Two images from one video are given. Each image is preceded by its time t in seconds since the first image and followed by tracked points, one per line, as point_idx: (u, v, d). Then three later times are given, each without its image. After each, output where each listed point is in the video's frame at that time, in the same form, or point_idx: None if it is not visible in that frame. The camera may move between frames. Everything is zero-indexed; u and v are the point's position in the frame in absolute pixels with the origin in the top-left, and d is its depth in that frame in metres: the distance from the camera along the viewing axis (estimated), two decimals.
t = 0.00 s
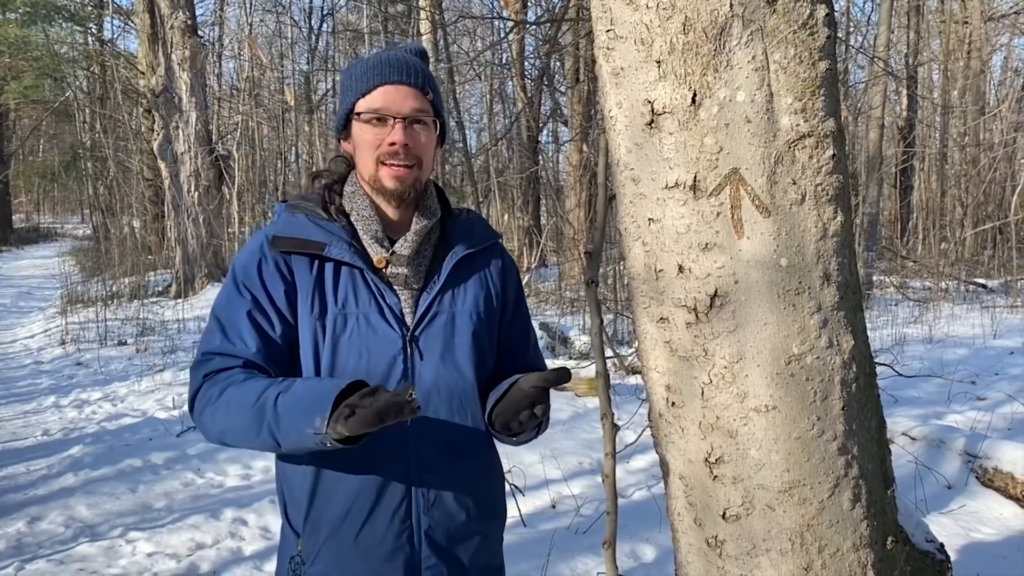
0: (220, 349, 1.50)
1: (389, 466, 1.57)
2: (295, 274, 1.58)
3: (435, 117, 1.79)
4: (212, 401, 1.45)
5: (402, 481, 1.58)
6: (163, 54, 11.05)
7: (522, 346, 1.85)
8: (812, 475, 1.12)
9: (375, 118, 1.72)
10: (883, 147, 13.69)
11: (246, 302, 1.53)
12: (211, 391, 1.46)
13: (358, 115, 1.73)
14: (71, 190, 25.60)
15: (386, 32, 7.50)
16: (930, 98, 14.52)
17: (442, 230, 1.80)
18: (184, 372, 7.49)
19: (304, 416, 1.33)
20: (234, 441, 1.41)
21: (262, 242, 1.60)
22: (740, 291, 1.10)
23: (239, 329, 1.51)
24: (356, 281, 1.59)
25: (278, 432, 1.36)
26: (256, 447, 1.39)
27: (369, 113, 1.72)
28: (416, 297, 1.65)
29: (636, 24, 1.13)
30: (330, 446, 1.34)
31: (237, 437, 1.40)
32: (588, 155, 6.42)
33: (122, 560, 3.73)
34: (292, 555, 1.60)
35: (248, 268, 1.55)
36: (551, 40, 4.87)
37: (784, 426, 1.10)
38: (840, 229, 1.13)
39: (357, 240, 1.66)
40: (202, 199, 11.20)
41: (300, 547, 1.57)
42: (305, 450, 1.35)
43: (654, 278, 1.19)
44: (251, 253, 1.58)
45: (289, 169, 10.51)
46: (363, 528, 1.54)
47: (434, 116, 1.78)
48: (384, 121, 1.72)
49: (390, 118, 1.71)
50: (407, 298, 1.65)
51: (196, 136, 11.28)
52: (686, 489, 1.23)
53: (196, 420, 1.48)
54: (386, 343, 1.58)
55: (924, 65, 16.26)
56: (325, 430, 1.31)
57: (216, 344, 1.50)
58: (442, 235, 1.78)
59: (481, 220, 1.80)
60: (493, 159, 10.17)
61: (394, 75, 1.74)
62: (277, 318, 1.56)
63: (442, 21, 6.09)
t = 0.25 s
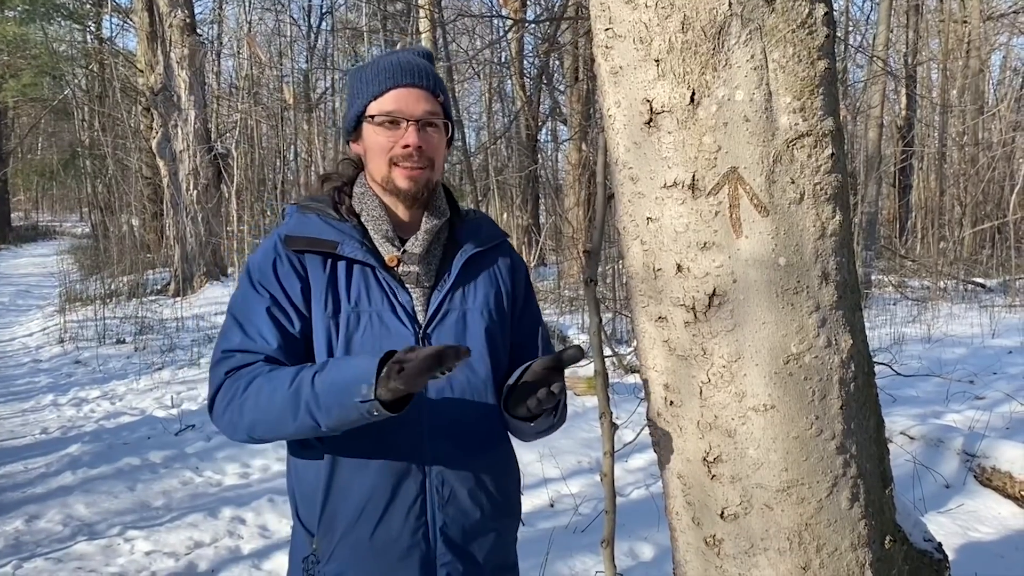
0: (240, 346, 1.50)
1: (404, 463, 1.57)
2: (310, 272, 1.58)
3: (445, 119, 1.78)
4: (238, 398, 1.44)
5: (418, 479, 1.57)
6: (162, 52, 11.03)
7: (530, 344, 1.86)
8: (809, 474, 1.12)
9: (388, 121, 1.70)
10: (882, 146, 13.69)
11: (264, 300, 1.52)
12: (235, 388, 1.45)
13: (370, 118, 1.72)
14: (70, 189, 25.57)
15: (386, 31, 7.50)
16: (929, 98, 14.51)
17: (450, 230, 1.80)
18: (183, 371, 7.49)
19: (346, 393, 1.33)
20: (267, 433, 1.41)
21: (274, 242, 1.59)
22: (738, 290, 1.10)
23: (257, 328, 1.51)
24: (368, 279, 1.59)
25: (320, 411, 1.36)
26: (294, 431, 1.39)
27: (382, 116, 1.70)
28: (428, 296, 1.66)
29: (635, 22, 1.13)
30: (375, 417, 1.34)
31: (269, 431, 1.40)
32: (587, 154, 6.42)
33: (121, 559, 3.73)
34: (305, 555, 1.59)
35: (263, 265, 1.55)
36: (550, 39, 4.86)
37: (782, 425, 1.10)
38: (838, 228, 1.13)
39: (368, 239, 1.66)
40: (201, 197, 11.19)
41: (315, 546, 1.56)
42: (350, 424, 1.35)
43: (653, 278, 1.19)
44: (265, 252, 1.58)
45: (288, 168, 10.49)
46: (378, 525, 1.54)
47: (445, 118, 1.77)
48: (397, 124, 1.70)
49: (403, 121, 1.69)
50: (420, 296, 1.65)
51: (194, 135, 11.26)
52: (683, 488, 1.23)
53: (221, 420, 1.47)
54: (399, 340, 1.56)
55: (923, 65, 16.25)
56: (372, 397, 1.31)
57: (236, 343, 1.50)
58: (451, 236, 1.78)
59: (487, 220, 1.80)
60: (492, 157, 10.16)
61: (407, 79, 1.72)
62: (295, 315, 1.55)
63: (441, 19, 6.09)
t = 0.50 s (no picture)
0: (262, 358, 1.42)
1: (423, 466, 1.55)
2: (325, 272, 1.51)
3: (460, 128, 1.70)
4: (268, 422, 1.38)
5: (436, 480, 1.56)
6: (161, 50, 11.03)
7: (526, 339, 1.87)
8: (809, 473, 1.12)
9: (410, 134, 1.60)
10: (880, 145, 13.70)
11: (283, 306, 1.45)
12: (258, 407, 1.39)
13: (390, 128, 1.60)
14: (69, 187, 25.57)
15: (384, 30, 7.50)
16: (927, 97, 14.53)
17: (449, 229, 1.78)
18: (181, 369, 7.49)
19: (393, 448, 1.33)
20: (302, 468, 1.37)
21: (285, 243, 1.51)
22: (737, 288, 1.10)
23: (274, 337, 1.44)
24: (381, 283, 1.55)
25: (361, 466, 1.35)
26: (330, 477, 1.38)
27: (404, 129, 1.60)
28: (438, 297, 1.63)
29: (635, 20, 1.13)
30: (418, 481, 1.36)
31: (302, 459, 1.36)
32: (586, 152, 6.41)
33: (119, 557, 3.73)
34: (315, 561, 1.54)
35: (279, 267, 1.48)
36: (550, 37, 4.86)
37: (782, 424, 1.10)
38: (838, 227, 1.12)
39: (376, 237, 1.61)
40: (200, 195, 11.19)
41: (330, 552, 1.52)
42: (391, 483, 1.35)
43: (651, 276, 1.19)
44: (278, 256, 1.50)
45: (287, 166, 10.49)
46: (398, 527, 1.53)
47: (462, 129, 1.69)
48: (419, 140, 1.60)
49: (426, 136, 1.60)
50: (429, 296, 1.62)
51: (193, 132, 11.26)
52: (682, 487, 1.22)
53: (240, 438, 1.41)
54: (414, 344, 1.56)
55: (921, 64, 16.26)
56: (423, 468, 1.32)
57: (255, 354, 1.42)
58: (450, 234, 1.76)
59: (481, 217, 1.80)
60: (491, 155, 10.16)
61: (430, 91, 1.61)
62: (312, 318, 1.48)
63: (441, 17, 6.09)
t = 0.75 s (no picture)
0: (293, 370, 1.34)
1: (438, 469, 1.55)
2: (338, 276, 1.45)
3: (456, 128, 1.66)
4: (314, 437, 1.33)
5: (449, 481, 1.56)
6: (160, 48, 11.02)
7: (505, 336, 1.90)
8: (810, 472, 1.12)
9: (406, 137, 1.55)
10: (879, 145, 13.69)
11: (307, 315, 1.38)
12: (299, 422, 1.32)
13: (386, 129, 1.56)
14: (69, 186, 25.55)
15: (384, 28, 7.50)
16: (927, 96, 14.53)
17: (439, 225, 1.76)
18: (180, 367, 7.48)
19: (452, 458, 1.37)
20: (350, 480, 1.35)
21: (293, 246, 1.42)
22: (738, 287, 1.10)
23: (297, 343, 1.37)
24: (389, 284, 1.53)
25: (416, 477, 1.37)
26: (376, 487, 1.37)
27: (401, 132, 1.55)
28: (439, 297, 1.63)
29: (636, 18, 1.12)
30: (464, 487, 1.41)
31: (352, 473, 1.35)
32: (585, 151, 6.41)
33: (118, 555, 3.72)
34: (321, 565, 1.48)
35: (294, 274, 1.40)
36: (550, 36, 4.86)
37: (782, 423, 1.10)
38: (839, 226, 1.12)
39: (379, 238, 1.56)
40: (199, 193, 11.18)
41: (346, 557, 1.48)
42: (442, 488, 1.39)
43: (652, 275, 1.19)
44: (288, 258, 1.41)
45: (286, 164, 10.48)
46: (414, 530, 1.52)
47: (457, 130, 1.65)
48: (415, 143, 1.56)
49: (422, 140, 1.56)
50: (431, 298, 1.61)
51: (192, 131, 11.24)
52: (683, 486, 1.22)
53: (274, 454, 1.35)
54: (420, 345, 1.56)
55: (921, 63, 16.27)
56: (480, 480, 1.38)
57: (283, 365, 1.34)
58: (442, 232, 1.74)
59: (467, 213, 1.80)
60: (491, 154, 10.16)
61: (429, 93, 1.56)
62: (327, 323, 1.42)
63: (441, 16, 6.09)
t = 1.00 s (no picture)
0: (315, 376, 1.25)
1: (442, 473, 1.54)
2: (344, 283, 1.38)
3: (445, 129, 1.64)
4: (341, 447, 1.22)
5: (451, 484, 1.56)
6: (159, 47, 11.01)
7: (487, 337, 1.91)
8: (812, 471, 1.12)
9: (389, 138, 1.55)
10: (878, 144, 13.70)
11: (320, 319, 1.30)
12: (325, 430, 1.23)
13: (370, 132, 1.55)
14: (67, 184, 25.54)
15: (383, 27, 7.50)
16: (926, 95, 14.53)
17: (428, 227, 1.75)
18: (180, 366, 7.48)
19: (475, 497, 1.20)
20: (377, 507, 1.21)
21: (294, 249, 1.35)
22: (741, 286, 1.09)
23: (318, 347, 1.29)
24: (388, 291, 1.48)
25: (437, 518, 1.19)
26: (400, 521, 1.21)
27: (383, 133, 1.55)
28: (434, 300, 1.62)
29: (638, 16, 1.12)
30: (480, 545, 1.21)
31: (377, 500, 1.20)
32: (585, 150, 6.41)
33: (117, 554, 3.72)
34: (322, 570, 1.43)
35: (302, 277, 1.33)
36: (549, 35, 4.86)
37: (783, 422, 1.10)
38: (841, 225, 1.12)
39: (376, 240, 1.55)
40: (197, 192, 11.18)
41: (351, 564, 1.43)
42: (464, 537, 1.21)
43: (654, 273, 1.19)
44: (293, 258, 1.34)
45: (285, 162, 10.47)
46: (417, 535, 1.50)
47: (446, 130, 1.63)
48: (399, 144, 1.55)
49: (405, 141, 1.55)
50: (426, 301, 1.60)
51: (191, 129, 11.23)
52: (683, 485, 1.22)
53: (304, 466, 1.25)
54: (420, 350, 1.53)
55: (920, 62, 16.27)
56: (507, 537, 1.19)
57: (309, 368, 1.26)
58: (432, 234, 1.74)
59: (455, 213, 1.80)
60: (490, 153, 10.16)
61: (413, 93, 1.54)
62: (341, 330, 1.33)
63: (440, 14, 6.08)
